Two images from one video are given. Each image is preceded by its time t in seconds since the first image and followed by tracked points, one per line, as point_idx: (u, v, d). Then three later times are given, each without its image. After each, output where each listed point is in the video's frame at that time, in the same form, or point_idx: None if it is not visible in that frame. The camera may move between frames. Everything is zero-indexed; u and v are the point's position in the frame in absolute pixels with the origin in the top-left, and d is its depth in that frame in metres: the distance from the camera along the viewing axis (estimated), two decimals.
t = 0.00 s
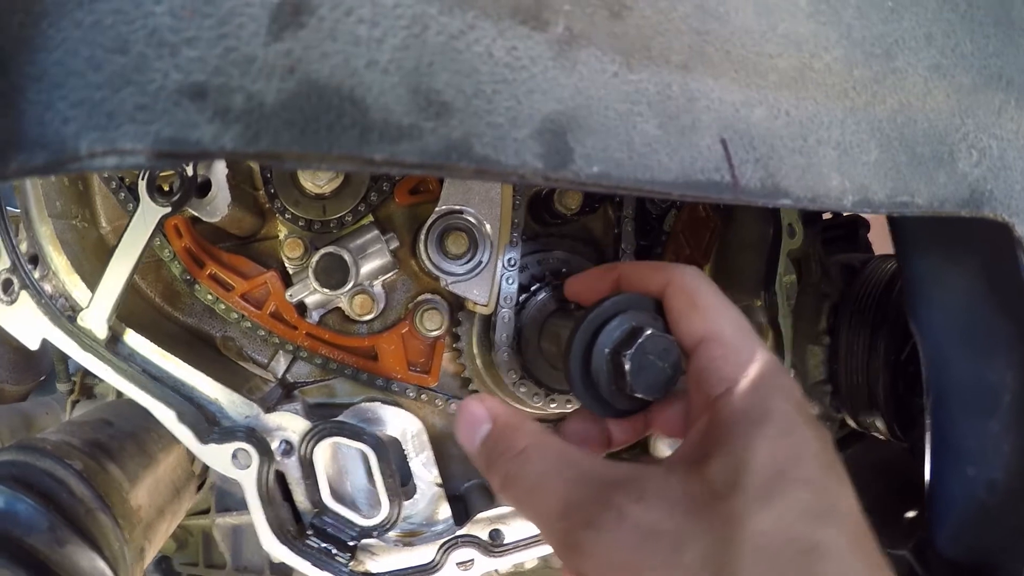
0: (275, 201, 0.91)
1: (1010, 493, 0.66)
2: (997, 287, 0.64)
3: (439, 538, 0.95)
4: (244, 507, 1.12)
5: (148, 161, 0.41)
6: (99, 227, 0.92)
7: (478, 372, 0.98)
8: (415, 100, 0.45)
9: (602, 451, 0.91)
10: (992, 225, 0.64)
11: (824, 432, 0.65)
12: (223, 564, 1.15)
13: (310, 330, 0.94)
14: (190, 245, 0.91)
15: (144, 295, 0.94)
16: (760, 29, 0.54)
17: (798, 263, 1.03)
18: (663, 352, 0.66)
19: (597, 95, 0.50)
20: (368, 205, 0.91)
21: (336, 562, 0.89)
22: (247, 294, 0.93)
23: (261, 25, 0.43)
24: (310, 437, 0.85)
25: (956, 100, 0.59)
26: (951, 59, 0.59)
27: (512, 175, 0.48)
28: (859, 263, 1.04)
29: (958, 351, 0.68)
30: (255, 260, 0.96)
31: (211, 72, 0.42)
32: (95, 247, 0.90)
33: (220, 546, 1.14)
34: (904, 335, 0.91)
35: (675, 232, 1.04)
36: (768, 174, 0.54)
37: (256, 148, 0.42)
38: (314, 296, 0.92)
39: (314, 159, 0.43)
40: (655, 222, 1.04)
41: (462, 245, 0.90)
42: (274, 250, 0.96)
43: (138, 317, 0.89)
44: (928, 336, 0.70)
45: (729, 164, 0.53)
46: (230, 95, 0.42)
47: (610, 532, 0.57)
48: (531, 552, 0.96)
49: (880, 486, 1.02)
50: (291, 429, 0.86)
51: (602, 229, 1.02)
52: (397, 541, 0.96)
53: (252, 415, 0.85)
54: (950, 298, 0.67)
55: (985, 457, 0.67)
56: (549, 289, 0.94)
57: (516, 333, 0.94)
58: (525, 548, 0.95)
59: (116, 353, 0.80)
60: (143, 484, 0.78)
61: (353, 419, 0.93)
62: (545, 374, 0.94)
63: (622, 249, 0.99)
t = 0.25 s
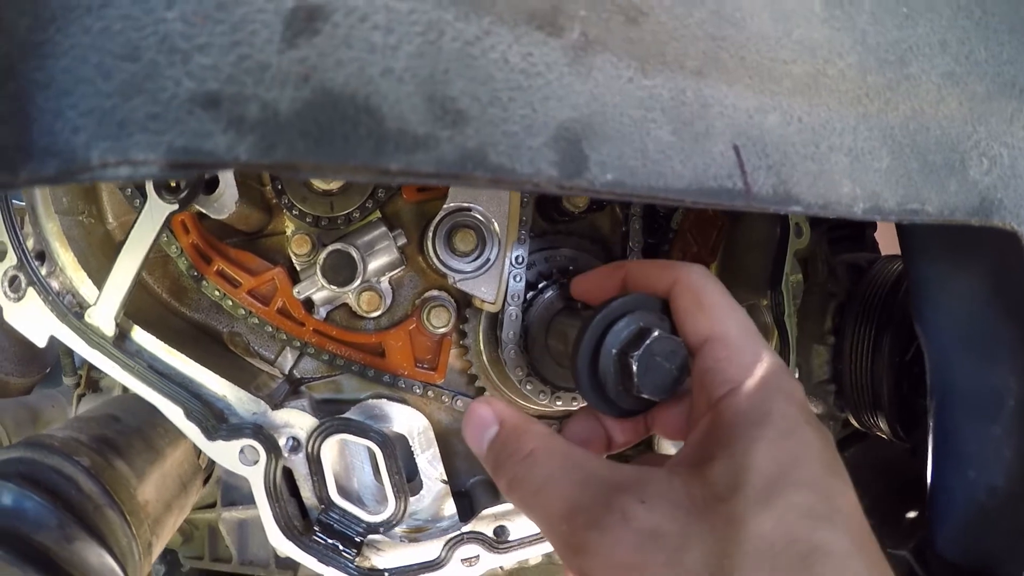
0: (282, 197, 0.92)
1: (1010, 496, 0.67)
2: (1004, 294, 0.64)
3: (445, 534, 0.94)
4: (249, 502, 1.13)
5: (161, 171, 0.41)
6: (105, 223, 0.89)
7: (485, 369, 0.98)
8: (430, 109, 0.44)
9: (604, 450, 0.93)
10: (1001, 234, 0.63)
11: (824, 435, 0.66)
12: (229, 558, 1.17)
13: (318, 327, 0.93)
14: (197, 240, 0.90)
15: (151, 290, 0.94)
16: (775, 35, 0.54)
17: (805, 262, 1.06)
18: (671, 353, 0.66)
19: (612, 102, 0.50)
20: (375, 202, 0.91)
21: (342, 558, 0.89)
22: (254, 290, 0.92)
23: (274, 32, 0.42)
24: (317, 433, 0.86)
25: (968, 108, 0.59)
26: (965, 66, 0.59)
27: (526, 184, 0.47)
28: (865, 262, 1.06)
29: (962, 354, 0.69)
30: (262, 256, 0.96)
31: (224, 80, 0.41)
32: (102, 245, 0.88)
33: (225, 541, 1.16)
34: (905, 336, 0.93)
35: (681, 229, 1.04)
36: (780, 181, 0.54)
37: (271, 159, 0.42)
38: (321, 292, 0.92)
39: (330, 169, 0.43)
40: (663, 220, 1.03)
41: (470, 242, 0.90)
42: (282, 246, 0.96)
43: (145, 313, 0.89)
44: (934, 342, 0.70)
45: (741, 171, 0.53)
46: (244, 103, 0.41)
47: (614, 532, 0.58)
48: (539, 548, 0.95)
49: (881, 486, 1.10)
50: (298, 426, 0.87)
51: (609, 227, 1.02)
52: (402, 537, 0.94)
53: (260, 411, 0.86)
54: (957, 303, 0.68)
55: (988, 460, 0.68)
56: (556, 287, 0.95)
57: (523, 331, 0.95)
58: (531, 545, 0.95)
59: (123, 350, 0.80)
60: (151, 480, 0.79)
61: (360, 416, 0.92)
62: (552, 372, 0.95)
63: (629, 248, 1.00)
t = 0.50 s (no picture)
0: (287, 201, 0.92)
1: (1010, 500, 0.69)
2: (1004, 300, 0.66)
3: (448, 536, 0.95)
4: (252, 502, 1.15)
5: (172, 190, 0.41)
6: (109, 225, 0.91)
7: (488, 372, 1.00)
8: (441, 127, 0.44)
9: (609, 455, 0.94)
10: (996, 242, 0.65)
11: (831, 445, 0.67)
12: (231, 559, 1.19)
13: (321, 330, 0.94)
14: (200, 244, 0.91)
15: (155, 293, 0.95)
16: (782, 48, 0.54)
17: (806, 265, 1.06)
18: (673, 359, 0.67)
19: (620, 116, 0.49)
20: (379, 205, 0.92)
21: (345, 560, 0.90)
22: (258, 294, 0.93)
23: (284, 50, 0.42)
24: (320, 437, 0.88)
25: (971, 120, 0.60)
26: (970, 79, 0.60)
27: (535, 200, 0.47)
28: (867, 266, 1.07)
29: (962, 361, 0.70)
30: (266, 259, 0.97)
31: (235, 98, 0.41)
32: (105, 246, 0.89)
33: (228, 541, 1.18)
34: (906, 341, 0.94)
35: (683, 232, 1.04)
36: (784, 194, 0.54)
37: (281, 178, 0.42)
38: (325, 296, 0.92)
39: (340, 188, 0.43)
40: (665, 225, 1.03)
41: (473, 246, 0.92)
42: (286, 249, 0.97)
43: (149, 317, 0.90)
44: (935, 348, 0.72)
45: (746, 183, 0.53)
46: (255, 122, 0.41)
47: (623, 535, 0.59)
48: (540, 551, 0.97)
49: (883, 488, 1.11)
50: (301, 429, 0.88)
51: (612, 230, 1.03)
52: (404, 540, 0.95)
53: (264, 415, 0.87)
54: (957, 310, 0.69)
55: (987, 466, 0.70)
56: (559, 291, 0.95)
57: (526, 335, 0.96)
58: (534, 546, 0.97)
59: (128, 354, 0.81)
60: (155, 482, 0.80)
61: (363, 419, 0.93)
62: (554, 375, 0.96)
63: (632, 252, 1.01)
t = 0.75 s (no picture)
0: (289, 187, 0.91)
1: (1008, 497, 0.70)
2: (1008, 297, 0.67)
3: (450, 522, 0.99)
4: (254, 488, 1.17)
5: (173, 183, 0.40)
6: (110, 213, 0.88)
7: (490, 359, 1.00)
8: (449, 118, 0.43)
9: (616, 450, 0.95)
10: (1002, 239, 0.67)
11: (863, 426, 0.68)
12: (234, 544, 1.22)
13: (324, 316, 0.94)
14: (201, 230, 0.91)
15: (156, 280, 0.94)
16: (792, 40, 0.53)
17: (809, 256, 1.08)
18: (678, 349, 0.67)
19: (630, 107, 0.48)
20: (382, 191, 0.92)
21: (349, 546, 0.94)
22: (260, 280, 0.92)
23: (288, 39, 0.41)
24: (323, 424, 0.91)
25: (982, 117, 0.59)
26: (980, 75, 0.59)
27: (544, 191, 0.46)
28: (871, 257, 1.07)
29: (967, 358, 0.70)
30: (269, 245, 0.96)
31: (238, 89, 0.40)
32: (107, 234, 0.87)
33: (231, 526, 1.21)
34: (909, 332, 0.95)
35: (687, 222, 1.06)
36: (794, 186, 0.53)
37: (287, 170, 0.41)
38: (327, 283, 0.92)
39: (346, 181, 0.42)
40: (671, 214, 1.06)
41: (476, 234, 0.92)
42: (288, 235, 0.97)
43: (150, 304, 0.90)
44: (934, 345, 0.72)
45: (755, 176, 0.52)
46: (259, 113, 0.41)
47: (677, 489, 0.56)
48: (543, 536, 1.02)
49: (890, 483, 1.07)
50: (304, 415, 0.91)
51: (615, 220, 1.03)
52: (407, 526, 0.99)
53: (266, 402, 0.89)
54: (963, 307, 0.69)
55: (988, 461, 0.71)
56: (562, 279, 0.95)
57: (529, 322, 0.94)
58: (536, 532, 1.02)
59: (130, 342, 0.83)
60: (157, 468, 0.84)
61: (367, 406, 0.95)
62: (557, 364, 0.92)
63: (636, 240, 1.02)
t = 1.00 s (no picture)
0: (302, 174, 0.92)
1: (1001, 511, 0.75)
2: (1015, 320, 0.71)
3: (449, 514, 1.01)
4: (253, 472, 1.18)
5: (191, 183, 0.39)
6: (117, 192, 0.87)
7: (494, 349, 1.02)
8: (473, 124, 0.42)
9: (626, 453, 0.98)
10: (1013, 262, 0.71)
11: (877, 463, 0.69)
12: (232, 528, 1.23)
13: (330, 305, 0.95)
14: (209, 214, 0.92)
15: (163, 264, 0.95)
16: (819, 54, 0.52)
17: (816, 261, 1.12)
18: (683, 354, 0.67)
19: (653, 116, 0.47)
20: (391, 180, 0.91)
21: (347, 535, 0.95)
22: (267, 266, 0.93)
23: (312, 37, 0.40)
24: (325, 414, 0.91)
25: (1001, 139, 0.59)
26: (1003, 97, 0.59)
27: (564, 201, 0.45)
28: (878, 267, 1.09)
29: (970, 375, 0.74)
30: (277, 232, 0.96)
31: (259, 89, 0.40)
32: (113, 215, 0.86)
33: (228, 510, 1.22)
34: (911, 345, 0.97)
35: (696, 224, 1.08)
36: (810, 201, 0.53)
37: (308, 174, 0.40)
38: (334, 271, 0.93)
39: (369, 183, 0.41)
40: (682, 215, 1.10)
41: (486, 227, 0.93)
42: (296, 222, 0.97)
43: (157, 289, 0.91)
44: (941, 360, 0.76)
45: (772, 190, 0.51)
46: (280, 115, 0.40)
47: (685, 501, 0.57)
48: (541, 531, 1.04)
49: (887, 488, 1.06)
50: (308, 404, 0.91)
51: (626, 221, 1.06)
52: (407, 517, 1.00)
53: (271, 390, 0.90)
54: (968, 326, 0.73)
55: (983, 476, 0.75)
56: (571, 275, 0.98)
57: (536, 317, 0.97)
58: (534, 528, 1.04)
59: (134, 327, 0.83)
60: (159, 453, 0.86)
61: (369, 396, 0.96)
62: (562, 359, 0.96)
63: (645, 239, 1.03)
